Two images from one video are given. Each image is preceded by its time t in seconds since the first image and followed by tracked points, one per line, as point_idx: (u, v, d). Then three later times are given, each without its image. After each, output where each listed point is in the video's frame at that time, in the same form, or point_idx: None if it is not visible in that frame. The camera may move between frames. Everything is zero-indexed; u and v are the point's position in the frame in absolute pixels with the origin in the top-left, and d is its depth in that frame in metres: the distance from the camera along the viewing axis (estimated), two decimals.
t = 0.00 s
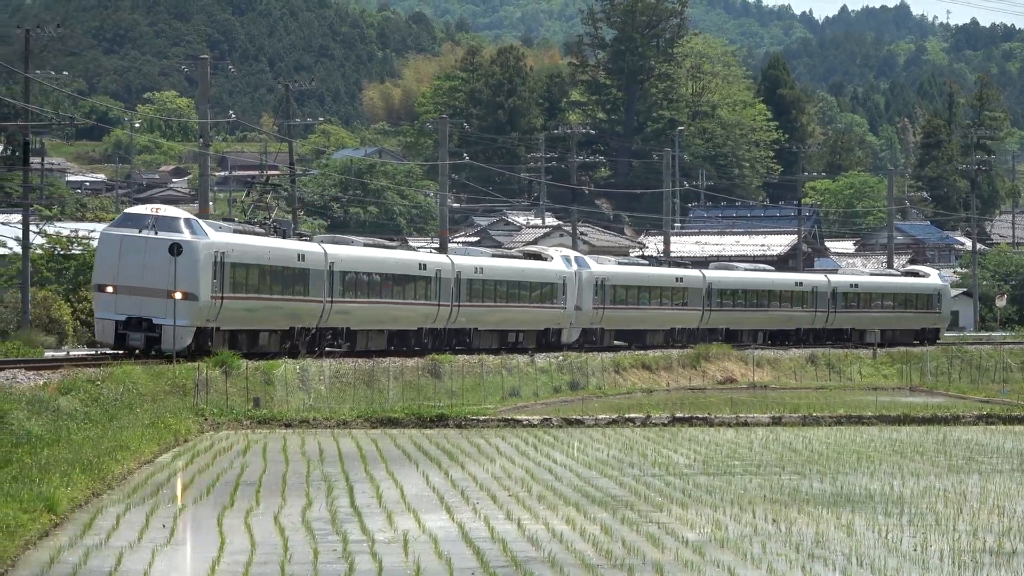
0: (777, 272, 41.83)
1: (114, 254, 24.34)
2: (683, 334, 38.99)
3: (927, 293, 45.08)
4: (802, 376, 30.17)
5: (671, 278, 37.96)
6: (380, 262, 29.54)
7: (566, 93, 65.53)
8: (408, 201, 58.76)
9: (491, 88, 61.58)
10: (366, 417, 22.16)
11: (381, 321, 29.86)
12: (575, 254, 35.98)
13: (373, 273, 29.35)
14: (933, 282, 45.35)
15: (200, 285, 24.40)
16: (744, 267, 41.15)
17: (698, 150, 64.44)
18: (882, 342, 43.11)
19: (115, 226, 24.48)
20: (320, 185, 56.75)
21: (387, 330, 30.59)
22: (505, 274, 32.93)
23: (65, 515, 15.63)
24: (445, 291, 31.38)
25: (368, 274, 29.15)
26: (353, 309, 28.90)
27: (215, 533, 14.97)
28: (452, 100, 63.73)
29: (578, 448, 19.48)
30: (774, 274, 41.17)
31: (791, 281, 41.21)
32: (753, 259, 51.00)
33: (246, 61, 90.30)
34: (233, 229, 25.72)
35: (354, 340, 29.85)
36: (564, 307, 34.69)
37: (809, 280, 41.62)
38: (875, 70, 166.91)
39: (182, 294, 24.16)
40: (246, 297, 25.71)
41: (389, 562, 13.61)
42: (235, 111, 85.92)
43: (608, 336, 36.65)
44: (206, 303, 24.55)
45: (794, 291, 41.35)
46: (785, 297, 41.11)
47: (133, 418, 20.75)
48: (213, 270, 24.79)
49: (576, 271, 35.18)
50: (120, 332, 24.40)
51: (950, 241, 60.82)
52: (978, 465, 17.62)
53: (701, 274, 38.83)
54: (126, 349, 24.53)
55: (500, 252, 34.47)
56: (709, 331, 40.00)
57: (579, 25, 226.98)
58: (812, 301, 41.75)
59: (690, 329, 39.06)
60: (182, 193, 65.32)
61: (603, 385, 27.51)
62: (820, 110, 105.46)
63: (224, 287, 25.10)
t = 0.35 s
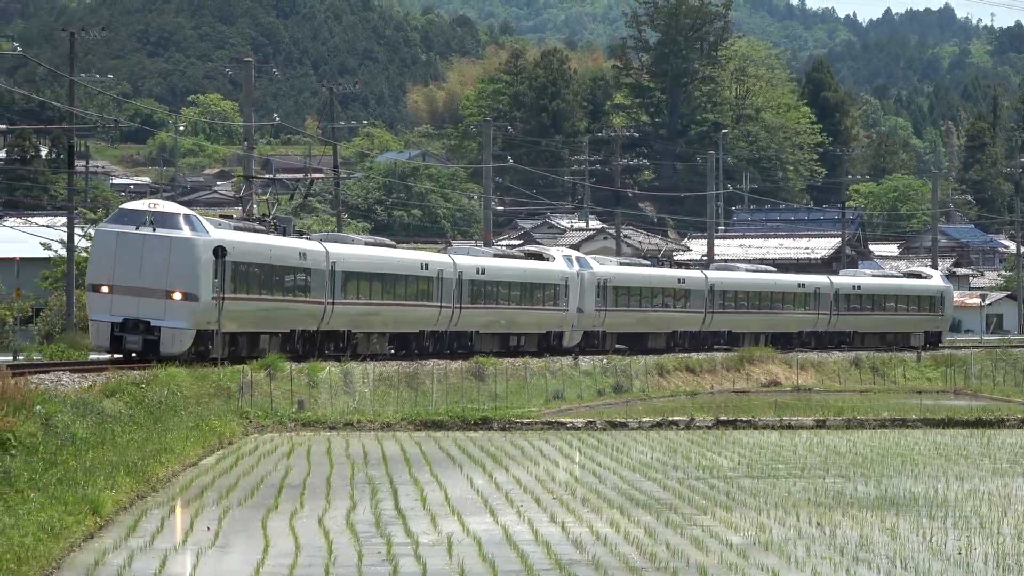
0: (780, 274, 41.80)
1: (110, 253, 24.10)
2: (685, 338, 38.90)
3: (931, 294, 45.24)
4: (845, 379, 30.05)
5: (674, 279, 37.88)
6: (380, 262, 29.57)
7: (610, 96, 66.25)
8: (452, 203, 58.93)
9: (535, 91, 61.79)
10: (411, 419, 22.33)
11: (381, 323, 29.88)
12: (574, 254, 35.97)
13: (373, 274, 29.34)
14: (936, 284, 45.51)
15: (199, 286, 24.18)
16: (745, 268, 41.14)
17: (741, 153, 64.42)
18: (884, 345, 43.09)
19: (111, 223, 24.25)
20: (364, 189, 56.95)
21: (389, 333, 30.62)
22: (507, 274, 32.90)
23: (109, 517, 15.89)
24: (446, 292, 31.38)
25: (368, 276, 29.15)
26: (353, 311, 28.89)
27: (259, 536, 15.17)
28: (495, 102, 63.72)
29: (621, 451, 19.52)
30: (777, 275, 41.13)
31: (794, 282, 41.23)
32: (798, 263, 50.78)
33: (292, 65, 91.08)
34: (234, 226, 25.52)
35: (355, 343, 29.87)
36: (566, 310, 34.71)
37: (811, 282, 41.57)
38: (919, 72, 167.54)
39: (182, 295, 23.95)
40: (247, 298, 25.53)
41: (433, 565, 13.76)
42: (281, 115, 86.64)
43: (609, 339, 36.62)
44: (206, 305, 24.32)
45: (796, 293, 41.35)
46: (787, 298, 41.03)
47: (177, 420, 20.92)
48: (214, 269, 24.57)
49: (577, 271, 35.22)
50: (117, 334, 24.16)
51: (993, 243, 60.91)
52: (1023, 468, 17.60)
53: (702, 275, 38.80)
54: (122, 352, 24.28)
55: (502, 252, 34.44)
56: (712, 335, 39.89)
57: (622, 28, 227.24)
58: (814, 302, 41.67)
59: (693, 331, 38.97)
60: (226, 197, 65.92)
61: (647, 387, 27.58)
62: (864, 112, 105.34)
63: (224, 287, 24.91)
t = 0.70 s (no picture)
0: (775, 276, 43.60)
1: (122, 253, 24.19)
2: (684, 337, 40.24)
3: (922, 296, 48.07)
4: (879, 378, 30.58)
5: (675, 280, 39.35)
6: (390, 261, 30.17)
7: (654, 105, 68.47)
8: (500, 208, 59.93)
9: (580, 100, 62.81)
10: (460, 417, 23.02)
11: (388, 324, 30.52)
12: (575, 254, 36.91)
13: (383, 274, 29.96)
14: (926, 286, 48.31)
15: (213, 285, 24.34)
16: (742, 269, 42.80)
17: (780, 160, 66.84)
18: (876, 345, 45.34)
19: (122, 222, 24.31)
20: (415, 195, 58.17)
21: (396, 334, 31.31)
22: (513, 274, 33.73)
23: (168, 512, 16.68)
24: (454, 293, 32.15)
25: (378, 275, 29.74)
26: (362, 310, 29.47)
27: (313, 530, 15.87)
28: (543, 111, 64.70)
29: (662, 448, 20.11)
30: (773, 277, 42.80)
31: (790, 284, 42.96)
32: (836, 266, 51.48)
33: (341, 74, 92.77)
34: (246, 224, 25.81)
35: (364, 344, 30.52)
36: (570, 310, 35.64)
37: (806, 284, 43.41)
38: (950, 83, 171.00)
39: (195, 294, 24.09)
40: (260, 297, 25.82)
41: (480, 557, 14.43)
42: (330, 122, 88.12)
43: (609, 340, 37.70)
44: (219, 304, 24.48)
45: (791, 294, 43.13)
46: (783, 299, 42.79)
47: (234, 418, 21.70)
48: (227, 267, 24.75)
49: (580, 272, 36.19)
50: (129, 335, 24.27)
51: None
52: None
53: (701, 277, 40.21)
54: (135, 353, 24.38)
55: (507, 252, 35.17)
56: (710, 337, 41.37)
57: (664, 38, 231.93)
58: (809, 302, 43.52)
59: (691, 332, 40.33)
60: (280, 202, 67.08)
61: (687, 387, 28.21)
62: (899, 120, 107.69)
63: (237, 285, 25.12)
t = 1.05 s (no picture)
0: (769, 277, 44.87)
1: (133, 252, 23.92)
2: (680, 337, 41.43)
3: (910, 298, 49.54)
4: (908, 377, 31.42)
5: (671, 281, 40.54)
6: (398, 260, 30.51)
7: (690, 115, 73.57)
8: (541, 214, 60.93)
9: (620, 110, 66.48)
10: (503, 415, 23.78)
11: (396, 325, 30.86)
12: (575, 255, 37.83)
13: (392, 274, 30.30)
14: (914, 288, 49.75)
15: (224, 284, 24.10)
16: (736, 270, 44.02)
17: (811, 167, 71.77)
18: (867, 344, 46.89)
19: (131, 219, 24.05)
20: (460, 201, 59.35)
21: (405, 335, 31.74)
22: (515, 274, 34.44)
23: (223, 505, 17.44)
24: (460, 293, 32.75)
25: (388, 276, 30.04)
26: (372, 311, 29.73)
27: (362, 523, 16.65)
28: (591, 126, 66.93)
29: (699, 445, 20.80)
30: (766, 278, 44.07)
31: (783, 285, 44.31)
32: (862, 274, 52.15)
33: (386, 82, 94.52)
34: (257, 221, 25.64)
35: (373, 345, 30.91)
36: (571, 310, 36.52)
37: (799, 285, 44.72)
38: (978, 93, 174.95)
39: (207, 294, 23.86)
40: (271, 297, 25.72)
41: (524, 550, 15.17)
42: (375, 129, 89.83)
43: (610, 340, 38.70)
44: (231, 304, 24.25)
45: (784, 295, 44.43)
46: (776, 299, 44.13)
47: (287, 416, 22.57)
48: (239, 265, 24.53)
49: (580, 273, 37.07)
50: (138, 336, 24.01)
51: None
52: None
53: (697, 279, 41.51)
54: (144, 353, 24.13)
55: (509, 252, 35.80)
56: (705, 337, 42.65)
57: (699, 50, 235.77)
58: (801, 302, 44.86)
59: (686, 332, 41.54)
60: (335, 206, 69.73)
61: (723, 386, 28.97)
62: (926, 130, 110.21)
63: (248, 284, 24.93)
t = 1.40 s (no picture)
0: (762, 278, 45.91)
1: (141, 250, 23.89)
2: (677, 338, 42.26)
3: (898, 299, 50.89)
4: (933, 377, 32.43)
5: (668, 282, 41.41)
6: (406, 259, 31.04)
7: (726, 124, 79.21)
8: (581, 220, 61.91)
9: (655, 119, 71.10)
10: (544, 413, 24.55)
11: (402, 325, 31.31)
12: (575, 257, 38.71)
13: (398, 273, 30.71)
14: (902, 290, 51.05)
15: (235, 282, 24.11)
16: (731, 271, 45.01)
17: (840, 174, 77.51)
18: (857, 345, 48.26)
19: (140, 216, 24.05)
20: (502, 207, 60.48)
21: (412, 335, 32.22)
22: (518, 275, 35.12)
23: (274, 499, 18.17)
24: (464, 293, 33.38)
25: (394, 275, 30.47)
26: (378, 310, 30.11)
27: (409, 517, 17.42)
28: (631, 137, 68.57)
29: (732, 442, 21.50)
30: (760, 279, 45.13)
31: (775, 286, 45.31)
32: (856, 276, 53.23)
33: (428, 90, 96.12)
34: (266, 220, 25.72)
35: (380, 345, 31.35)
36: (571, 310, 37.32)
37: (792, 286, 45.83)
38: (1002, 103, 177.69)
39: (217, 292, 23.86)
40: (281, 296, 25.86)
41: (564, 543, 15.91)
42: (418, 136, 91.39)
43: (609, 341, 39.43)
44: (241, 303, 24.24)
45: (777, 296, 45.48)
46: (769, 300, 45.16)
47: (335, 413, 23.44)
48: (249, 264, 24.56)
49: (581, 273, 37.92)
50: (147, 336, 23.90)
51: None
52: None
53: (693, 280, 42.43)
54: (152, 354, 24.03)
55: (513, 252, 36.54)
56: (700, 338, 43.54)
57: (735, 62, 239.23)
58: (793, 304, 45.98)
59: (682, 333, 42.38)
60: (381, 212, 71.17)
61: (756, 385, 29.87)
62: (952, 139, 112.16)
63: (257, 283, 24.98)
